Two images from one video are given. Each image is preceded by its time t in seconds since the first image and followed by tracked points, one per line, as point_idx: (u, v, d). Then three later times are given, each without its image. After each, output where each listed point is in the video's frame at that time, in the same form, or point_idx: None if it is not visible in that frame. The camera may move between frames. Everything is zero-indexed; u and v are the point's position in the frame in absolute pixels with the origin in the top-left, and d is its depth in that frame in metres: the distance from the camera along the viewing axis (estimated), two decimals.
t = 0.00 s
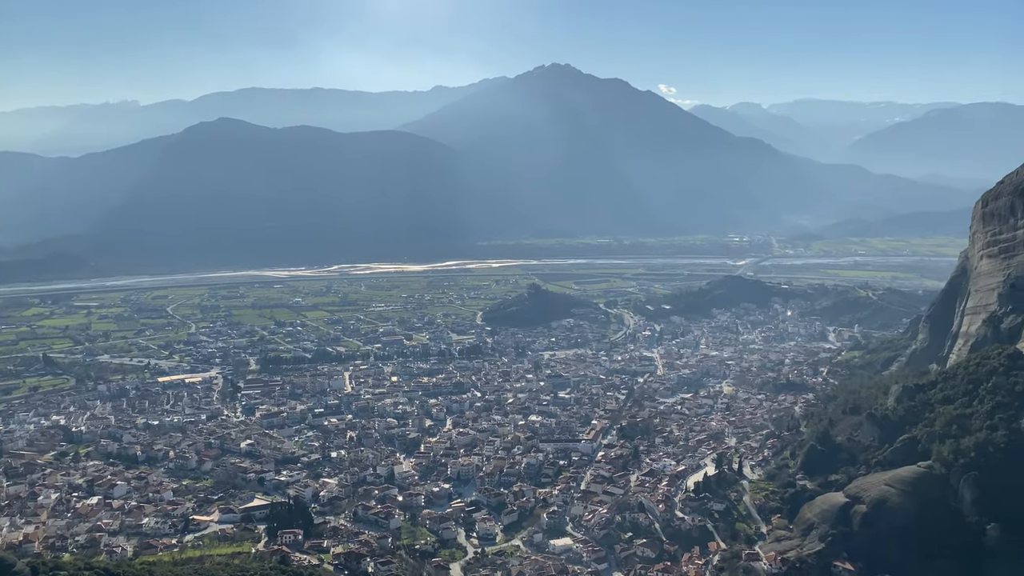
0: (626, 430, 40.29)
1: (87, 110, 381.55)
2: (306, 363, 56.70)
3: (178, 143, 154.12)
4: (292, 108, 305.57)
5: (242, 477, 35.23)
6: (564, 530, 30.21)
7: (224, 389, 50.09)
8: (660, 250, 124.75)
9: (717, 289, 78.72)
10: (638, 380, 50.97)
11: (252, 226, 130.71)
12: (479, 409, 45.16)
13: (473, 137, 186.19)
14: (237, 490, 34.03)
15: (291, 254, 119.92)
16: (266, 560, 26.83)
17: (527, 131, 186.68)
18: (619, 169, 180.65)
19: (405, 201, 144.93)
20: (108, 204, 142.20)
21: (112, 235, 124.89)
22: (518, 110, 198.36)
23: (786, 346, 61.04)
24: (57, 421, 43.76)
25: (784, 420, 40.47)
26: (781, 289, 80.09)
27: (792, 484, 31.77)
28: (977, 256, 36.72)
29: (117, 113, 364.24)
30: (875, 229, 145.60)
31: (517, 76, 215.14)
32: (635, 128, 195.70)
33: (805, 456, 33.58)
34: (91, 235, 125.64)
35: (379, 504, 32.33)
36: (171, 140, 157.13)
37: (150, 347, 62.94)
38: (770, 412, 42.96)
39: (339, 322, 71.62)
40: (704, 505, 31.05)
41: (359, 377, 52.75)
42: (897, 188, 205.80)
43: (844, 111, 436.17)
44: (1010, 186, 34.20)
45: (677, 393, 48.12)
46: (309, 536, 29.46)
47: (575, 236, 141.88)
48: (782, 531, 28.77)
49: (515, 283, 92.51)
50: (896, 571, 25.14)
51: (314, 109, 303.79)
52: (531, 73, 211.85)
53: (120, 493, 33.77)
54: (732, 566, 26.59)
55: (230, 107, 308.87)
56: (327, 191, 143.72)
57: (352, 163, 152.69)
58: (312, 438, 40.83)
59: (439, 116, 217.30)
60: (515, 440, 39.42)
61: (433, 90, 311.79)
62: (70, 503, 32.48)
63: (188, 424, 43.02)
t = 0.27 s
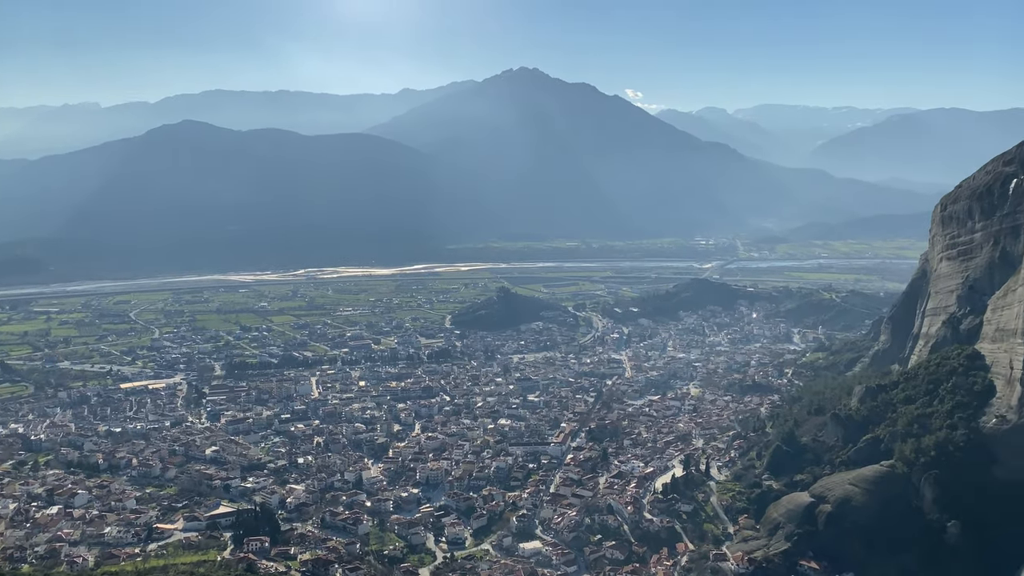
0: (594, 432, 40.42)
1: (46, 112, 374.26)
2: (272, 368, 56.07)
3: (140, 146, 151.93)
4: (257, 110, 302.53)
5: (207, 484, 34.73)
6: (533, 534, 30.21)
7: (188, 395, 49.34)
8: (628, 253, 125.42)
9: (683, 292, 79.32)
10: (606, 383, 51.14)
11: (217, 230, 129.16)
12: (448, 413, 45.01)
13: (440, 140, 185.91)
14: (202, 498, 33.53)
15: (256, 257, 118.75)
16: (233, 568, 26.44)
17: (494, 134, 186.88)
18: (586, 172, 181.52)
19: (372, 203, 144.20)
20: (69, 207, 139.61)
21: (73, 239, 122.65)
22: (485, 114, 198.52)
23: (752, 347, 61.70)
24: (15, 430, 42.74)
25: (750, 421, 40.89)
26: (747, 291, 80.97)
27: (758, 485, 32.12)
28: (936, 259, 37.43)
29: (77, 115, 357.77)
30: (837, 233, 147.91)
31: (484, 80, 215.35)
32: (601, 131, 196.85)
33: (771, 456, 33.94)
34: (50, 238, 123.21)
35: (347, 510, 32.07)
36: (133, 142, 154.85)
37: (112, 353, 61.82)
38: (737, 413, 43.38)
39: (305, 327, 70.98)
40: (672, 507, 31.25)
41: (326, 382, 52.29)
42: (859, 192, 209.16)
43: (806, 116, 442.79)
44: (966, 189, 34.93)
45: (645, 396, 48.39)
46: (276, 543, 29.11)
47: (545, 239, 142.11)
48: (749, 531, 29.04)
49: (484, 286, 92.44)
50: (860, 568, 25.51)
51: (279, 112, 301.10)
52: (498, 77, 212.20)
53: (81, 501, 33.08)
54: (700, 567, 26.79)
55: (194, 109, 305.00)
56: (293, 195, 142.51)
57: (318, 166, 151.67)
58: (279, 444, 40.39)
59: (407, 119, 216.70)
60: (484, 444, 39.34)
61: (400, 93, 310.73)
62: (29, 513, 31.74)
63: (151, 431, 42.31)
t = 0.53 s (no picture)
0: (559, 436, 40.50)
1: None
2: (232, 375, 55.24)
3: (96, 149, 149.26)
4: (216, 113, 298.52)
5: (166, 493, 34.09)
6: (498, 539, 30.15)
7: (146, 403, 48.42)
8: (591, 257, 126.08)
9: (646, 295, 79.94)
10: (570, 387, 51.28)
11: (175, 234, 127.18)
12: (411, 419, 44.77)
13: (402, 144, 185.23)
14: (160, 507, 32.90)
15: (215, 262, 117.17)
16: None
17: (456, 138, 186.74)
18: (548, 177, 182.24)
19: (334, 207, 143.11)
20: (22, 210, 136.43)
21: (26, 243, 119.86)
22: (447, 118, 198.31)
23: (714, 350, 62.39)
24: None
25: (712, 423, 41.32)
26: (708, 295, 81.89)
27: (721, 486, 32.45)
28: (892, 262, 38.19)
29: (29, 117, 349.59)
30: (795, 237, 150.32)
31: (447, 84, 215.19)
32: (563, 136, 197.83)
33: (733, 457, 34.28)
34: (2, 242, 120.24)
35: (310, 517, 31.72)
36: (88, 145, 152.04)
37: (66, 360, 60.42)
38: (699, 416, 43.80)
39: (266, 332, 70.14)
40: (636, 509, 31.42)
41: (287, 389, 51.69)
42: (816, 197, 212.93)
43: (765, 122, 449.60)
44: (921, 195, 35.74)
45: (609, 399, 48.63)
46: (237, 552, 28.65)
47: (508, 244, 142.27)
48: (711, 533, 29.30)
49: (448, 291, 92.22)
50: (820, 566, 25.95)
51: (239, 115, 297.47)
52: (460, 82, 212.22)
53: (34, 513, 32.22)
54: (663, 568, 26.98)
55: (151, 112, 300.00)
56: (253, 198, 140.90)
57: (279, 170, 150.20)
58: (240, 451, 39.82)
59: (368, 123, 215.62)
60: (449, 450, 39.19)
61: (361, 97, 308.99)
62: None
63: (108, 439, 41.42)
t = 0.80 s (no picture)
0: (517, 442, 40.51)
1: None
2: (184, 383, 54.19)
3: (44, 153, 145.90)
4: (167, 117, 293.20)
5: (115, 505, 33.27)
6: (456, 546, 30.00)
7: (95, 412, 47.23)
8: (549, 262, 126.58)
9: (603, 300, 80.46)
10: (528, 392, 51.35)
11: (125, 238, 124.57)
12: (368, 426, 44.39)
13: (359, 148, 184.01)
14: (109, 519, 32.09)
15: (167, 268, 115.01)
16: None
17: (413, 142, 186.00)
18: (505, 182, 182.60)
19: (289, 211, 141.39)
20: None
21: None
22: (404, 122, 197.53)
23: (669, 354, 63.05)
24: None
25: (668, 426, 41.73)
26: (664, 299, 82.79)
27: (677, 488, 32.77)
28: (842, 267, 38.97)
29: None
30: (748, 242, 152.71)
31: (404, 89, 214.50)
32: (520, 141, 198.44)
33: (689, 459, 34.59)
34: None
35: (265, 527, 31.23)
36: (35, 149, 148.44)
37: (10, 370, 58.67)
38: (656, 419, 44.19)
39: (220, 339, 68.99)
40: (594, 513, 31.55)
41: (241, 397, 50.89)
42: (769, 203, 216.86)
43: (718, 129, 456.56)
44: (870, 201, 36.56)
45: (567, 403, 48.81)
46: (190, 563, 28.07)
47: (465, 249, 142.12)
48: (668, 535, 29.58)
49: (405, 296, 91.78)
50: (773, 564, 26.35)
51: (190, 118, 292.51)
52: (417, 86, 211.76)
53: None
54: (621, 571, 27.11)
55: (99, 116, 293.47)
56: (206, 202, 138.68)
57: (233, 173, 148.16)
58: (192, 461, 39.06)
59: (325, 127, 213.76)
60: (406, 456, 38.95)
61: (316, 101, 306.25)
62: None
63: (54, 451, 40.29)
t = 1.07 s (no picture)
0: (468, 449, 40.42)
1: None
2: (126, 394, 52.84)
3: None
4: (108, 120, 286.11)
5: (53, 520, 32.21)
6: (408, 554, 29.80)
7: (32, 424, 45.74)
8: (499, 269, 126.82)
9: (554, 306, 80.79)
10: (479, 399, 51.29)
11: (65, 243, 121.05)
12: (317, 435, 43.84)
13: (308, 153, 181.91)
14: (47, 534, 31.05)
15: (109, 275, 112.11)
16: None
17: (363, 148, 184.59)
18: (456, 188, 182.37)
19: (236, 216, 138.98)
20: None
21: None
22: (354, 127, 195.92)
23: (619, 359, 63.62)
24: None
25: (618, 431, 42.09)
26: (613, 305, 83.54)
27: (627, 493, 33.07)
28: (786, 273, 39.83)
29: None
30: (695, 249, 155.00)
31: (354, 94, 212.83)
32: (471, 148, 198.44)
33: (638, 463, 34.92)
34: None
35: (210, 539, 30.57)
36: None
37: None
38: (606, 424, 44.53)
39: (164, 348, 67.49)
40: (545, 519, 31.64)
41: (186, 407, 49.83)
42: (715, 211, 220.58)
43: (665, 137, 463.10)
44: (812, 209, 37.46)
45: (518, 409, 48.87)
46: None
47: (415, 256, 141.44)
48: (618, 539, 29.81)
49: (354, 303, 90.98)
50: (720, 564, 26.80)
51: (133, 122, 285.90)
52: (367, 91, 210.30)
53: None
54: None
55: (36, 119, 284.98)
56: (150, 207, 135.58)
57: (178, 178, 145.22)
58: (134, 473, 38.06)
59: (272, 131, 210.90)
60: (356, 465, 38.56)
61: (263, 106, 302.20)
62: None
63: None
